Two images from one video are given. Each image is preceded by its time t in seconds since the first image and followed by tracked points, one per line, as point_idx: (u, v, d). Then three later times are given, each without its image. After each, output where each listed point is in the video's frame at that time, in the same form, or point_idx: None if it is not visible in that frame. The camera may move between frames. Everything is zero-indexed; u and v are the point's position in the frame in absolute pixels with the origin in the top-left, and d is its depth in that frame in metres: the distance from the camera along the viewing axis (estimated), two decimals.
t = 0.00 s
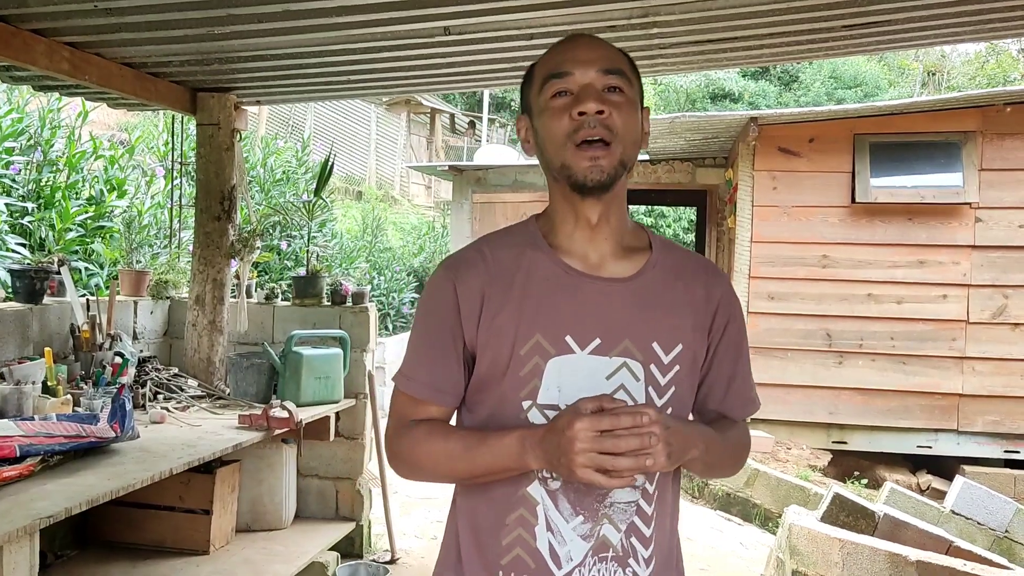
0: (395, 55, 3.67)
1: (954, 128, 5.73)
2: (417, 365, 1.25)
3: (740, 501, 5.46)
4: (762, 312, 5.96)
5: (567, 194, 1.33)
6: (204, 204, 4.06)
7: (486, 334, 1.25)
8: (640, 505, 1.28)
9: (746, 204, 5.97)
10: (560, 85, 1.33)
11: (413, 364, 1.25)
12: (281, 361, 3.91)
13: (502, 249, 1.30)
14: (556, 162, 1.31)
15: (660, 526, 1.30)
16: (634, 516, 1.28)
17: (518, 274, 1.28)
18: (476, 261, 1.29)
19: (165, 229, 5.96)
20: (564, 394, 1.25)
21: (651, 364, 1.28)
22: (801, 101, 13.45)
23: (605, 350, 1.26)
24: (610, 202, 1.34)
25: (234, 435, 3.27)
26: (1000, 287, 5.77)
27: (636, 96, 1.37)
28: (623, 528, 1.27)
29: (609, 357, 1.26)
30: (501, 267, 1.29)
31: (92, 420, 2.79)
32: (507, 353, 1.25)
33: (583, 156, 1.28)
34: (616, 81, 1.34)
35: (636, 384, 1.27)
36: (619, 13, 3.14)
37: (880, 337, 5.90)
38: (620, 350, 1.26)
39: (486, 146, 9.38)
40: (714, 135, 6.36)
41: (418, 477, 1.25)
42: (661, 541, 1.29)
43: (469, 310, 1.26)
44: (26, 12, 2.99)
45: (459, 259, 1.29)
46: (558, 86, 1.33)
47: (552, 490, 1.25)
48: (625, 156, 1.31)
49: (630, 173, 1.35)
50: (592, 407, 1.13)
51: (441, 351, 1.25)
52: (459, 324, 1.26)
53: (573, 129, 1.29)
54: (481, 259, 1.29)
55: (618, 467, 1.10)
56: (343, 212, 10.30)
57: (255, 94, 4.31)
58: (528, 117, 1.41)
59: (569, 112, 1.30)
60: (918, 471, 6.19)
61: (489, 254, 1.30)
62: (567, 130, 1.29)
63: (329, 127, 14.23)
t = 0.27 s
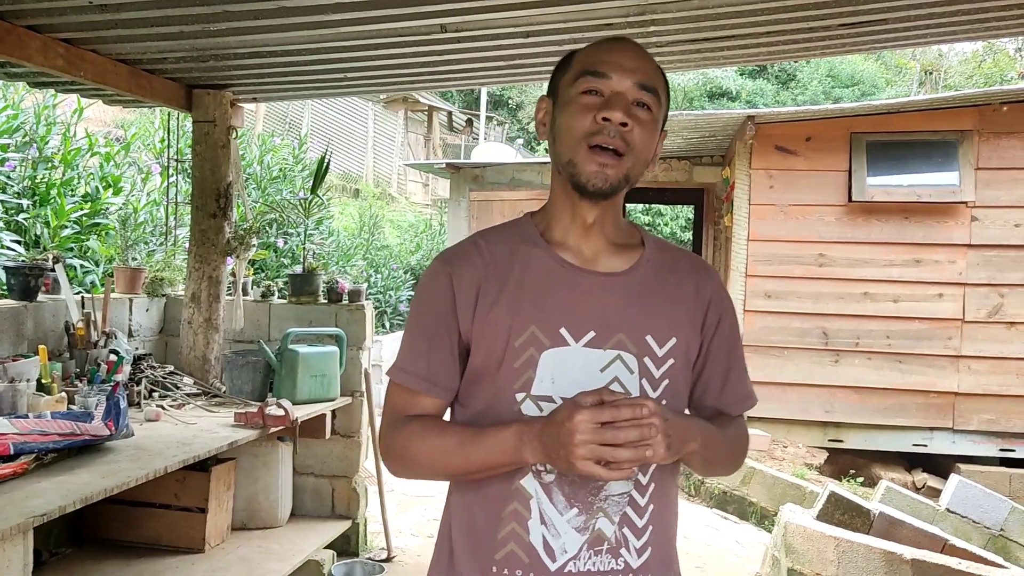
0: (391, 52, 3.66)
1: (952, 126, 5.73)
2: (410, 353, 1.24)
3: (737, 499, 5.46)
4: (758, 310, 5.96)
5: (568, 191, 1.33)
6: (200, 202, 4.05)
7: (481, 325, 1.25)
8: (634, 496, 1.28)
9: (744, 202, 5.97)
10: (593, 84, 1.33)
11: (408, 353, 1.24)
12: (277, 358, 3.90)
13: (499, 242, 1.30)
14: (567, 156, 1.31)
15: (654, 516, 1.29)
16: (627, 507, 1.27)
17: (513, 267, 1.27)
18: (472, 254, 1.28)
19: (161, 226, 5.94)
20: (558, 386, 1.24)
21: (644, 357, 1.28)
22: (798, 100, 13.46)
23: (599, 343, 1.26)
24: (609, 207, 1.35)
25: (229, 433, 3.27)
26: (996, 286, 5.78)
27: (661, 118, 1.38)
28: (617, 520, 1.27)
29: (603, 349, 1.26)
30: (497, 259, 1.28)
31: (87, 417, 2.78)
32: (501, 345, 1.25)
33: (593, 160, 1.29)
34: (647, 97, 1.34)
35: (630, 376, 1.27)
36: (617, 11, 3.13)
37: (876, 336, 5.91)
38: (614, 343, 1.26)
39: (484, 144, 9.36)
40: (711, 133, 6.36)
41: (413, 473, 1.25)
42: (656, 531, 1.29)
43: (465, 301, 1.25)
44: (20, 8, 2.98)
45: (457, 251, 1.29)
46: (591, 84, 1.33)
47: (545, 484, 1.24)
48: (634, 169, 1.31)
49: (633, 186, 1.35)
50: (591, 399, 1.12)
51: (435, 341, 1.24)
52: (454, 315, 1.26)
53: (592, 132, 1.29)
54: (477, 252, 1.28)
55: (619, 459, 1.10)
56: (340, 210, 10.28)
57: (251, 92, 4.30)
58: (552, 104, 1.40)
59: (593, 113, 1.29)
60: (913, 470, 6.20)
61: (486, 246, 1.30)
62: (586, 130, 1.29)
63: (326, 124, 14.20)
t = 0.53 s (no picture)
0: (387, 49, 3.65)
1: (947, 125, 5.74)
2: (391, 348, 1.23)
3: (731, 497, 5.46)
4: (753, 308, 5.97)
5: (557, 207, 1.32)
6: (195, 199, 4.04)
7: (464, 324, 1.24)
8: (615, 497, 1.29)
9: (739, 200, 5.97)
10: (600, 105, 1.29)
11: (389, 349, 1.23)
12: (272, 355, 3.89)
13: (484, 239, 1.29)
14: (562, 175, 1.29)
15: (634, 517, 1.31)
16: (609, 508, 1.28)
17: (498, 266, 1.26)
18: (457, 250, 1.27)
19: (156, 223, 5.93)
20: (539, 385, 1.24)
21: (625, 357, 1.28)
22: (795, 98, 13.46)
23: (581, 343, 1.26)
24: (596, 226, 1.34)
25: (223, 430, 3.26)
26: (990, 284, 5.80)
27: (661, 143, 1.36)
28: (599, 521, 1.27)
29: (585, 349, 1.26)
30: (481, 257, 1.27)
31: (79, 415, 2.77)
32: (484, 343, 1.24)
33: (585, 186, 1.28)
34: (651, 127, 1.31)
35: (612, 377, 1.27)
36: (614, 9, 3.12)
37: (871, 334, 5.92)
38: (595, 344, 1.26)
39: (480, 141, 9.36)
40: (708, 131, 6.36)
41: (390, 468, 1.24)
42: (635, 532, 1.31)
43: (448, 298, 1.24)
44: (13, 4, 2.96)
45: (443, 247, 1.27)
46: (597, 105, 1.29)
47: (525, 484, 1.24)
48: (626, 199, 1.30)
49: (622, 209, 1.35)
50: (564, 397, 1.11)
51: (417, 338, 1.23)
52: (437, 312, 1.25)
53: (590, 158, 1.26)
54: (462, 249, 1.27)
55: (592, 459, 1.10)
56: (336, 207, 10.26)
57: (246, 88, 4.28)
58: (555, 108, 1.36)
59: (594, 140, 1.27)
60: (907, 468, 6.22)
61: (470, 244, 1.28)
62: (584, 154, 1.27)
63: (323, 121, 14.17)
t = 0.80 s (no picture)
0: (384, 46, 3.64)
1: (944, 123, 5.75)
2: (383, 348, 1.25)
3: (728, 494, 5.47)
4: (750, 306, 5.98)
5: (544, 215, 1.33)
6: (191, 195, 4.03)
7: (452, 324, 1.25)
8: (604, 496, 1.28)
9: (736, 198, 5.97)
10: (582, 113, 1.29)
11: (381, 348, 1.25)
12: (269, 353, 3.90)
13: (473, 238, 1.29)
14: (546, 185, 1.30)
15: (622, 515, 1.30)
16: (598, 507, 1.28)
17: (486, 267, 1.27)
18: (447, 251, 1.27)
19: (152, 220, 5.91)
20: (528, 386, 1.24)
21: (614, 358, 1.27)
22: (792, 96, 13.45)
23: (570, 344, 1.25)
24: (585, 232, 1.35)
25: (220, 427, 3.26)
26: (986, 282, 5.81)
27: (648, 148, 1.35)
28: (588, 520, 1.27)
29: (574, 351, 1.25)
30: (470, 258, 1.27)
31: (75, 412, 2.77)
32: (473, 343, 1.25)
33: (569, 196, 1.29)
34: (635, 133, 1.31)
35: (601, 378, 1.26)
36: (611, 6, 3.12)
37: (867, 331, 5.93)
38: (584, 345, 1.26)
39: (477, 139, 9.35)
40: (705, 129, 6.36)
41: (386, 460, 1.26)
42: (624, 529, 1.30)
43: (437, 298, 1.25)
44: None
45: (433, 246, 1.28)
46: (580, 113, 1.29)
47: (514, 485, 1.24)
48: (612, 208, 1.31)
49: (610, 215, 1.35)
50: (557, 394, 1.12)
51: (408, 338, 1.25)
52: (427, 312, 1.26)
53: (573, 169, 1.27)
54: (450, 249, 1.27)
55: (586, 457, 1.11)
56: (334, 204, 10.25)
57: (243, 85, 4.27)
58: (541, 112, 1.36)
59: (576, 151, 1.27)
60: (903, 465, 6.24)
61: (460, 245, 1.28)
62: (567, 164, 1.27)
63: (319, 118, 14.15)
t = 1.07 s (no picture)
0: (382, 44, 3.64)
1: (941, 122, 5.76)
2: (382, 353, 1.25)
3: (725, 492, 5.48)
4: (747, 304, 5.99)
5: (540, 202, 1.33)
6: (189, 194, 4.03)
7: (452, 326, 1.25)
8: (605, 497, 1.28)
9: (734, 196, 5.98)
10: (571, 96, 1.30)
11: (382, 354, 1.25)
12: (266, 352, 3.89)
13: (471, 241, 1.29)
14: (541, 173, 1.30)
15: (624, 515, 1.30)
16: (599, 508, 1.27)
17: (484, 269, 1.27)
18: (444, 253, 1.28)
19: (149, 218, 5.91)
20: (528, 387, 1.24)
21: (615, 358, 1.27)
22: (789, 94, 13.45)
23: (570, 345, 1.25)
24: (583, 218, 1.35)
25: (217, 426, 3.26)
26: (983, 281, 5.82)
27: (641, 130, 1.36)
28: (588, 521, 1.27)
29: (575, 352, 1.25)
30: (468, 261, 1.27)
31: (73, 411, 2.77)
32: (472, 346, 1.25)
33: (564, 177, 1.28)
34: (626, 113, 1.31)
35: (601, 379, 1.26)
36: (608, 4, 3.13)
37: (864, 330, 5.94)
38: (585, 345, 1.26)
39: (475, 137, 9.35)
40: (702, 127, 6.36)
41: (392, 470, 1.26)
42: (625, 530, 1.30)
43: (435, 301, 1.25)
44: None
45: (430, 250, 1.28)
46: (569, 97, 1.30)
47: (516, 486, 1.24)
48: (607, 188, 1.31)
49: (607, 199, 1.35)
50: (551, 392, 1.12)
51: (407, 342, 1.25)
52: (426, 314, 1.26)
53: (566, 150, 1.27)
54: (448, 252, 1.28)
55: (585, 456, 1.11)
56: (331, 202, 10.24)
57: (240, 83, 4.27)
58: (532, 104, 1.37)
59: (569, 132, 1.27)
60: (900, 463, 6.25)
61: (457, 248, 1.29)
62: (561, 148, 1.27)
63: (317, 116, 14.14)
